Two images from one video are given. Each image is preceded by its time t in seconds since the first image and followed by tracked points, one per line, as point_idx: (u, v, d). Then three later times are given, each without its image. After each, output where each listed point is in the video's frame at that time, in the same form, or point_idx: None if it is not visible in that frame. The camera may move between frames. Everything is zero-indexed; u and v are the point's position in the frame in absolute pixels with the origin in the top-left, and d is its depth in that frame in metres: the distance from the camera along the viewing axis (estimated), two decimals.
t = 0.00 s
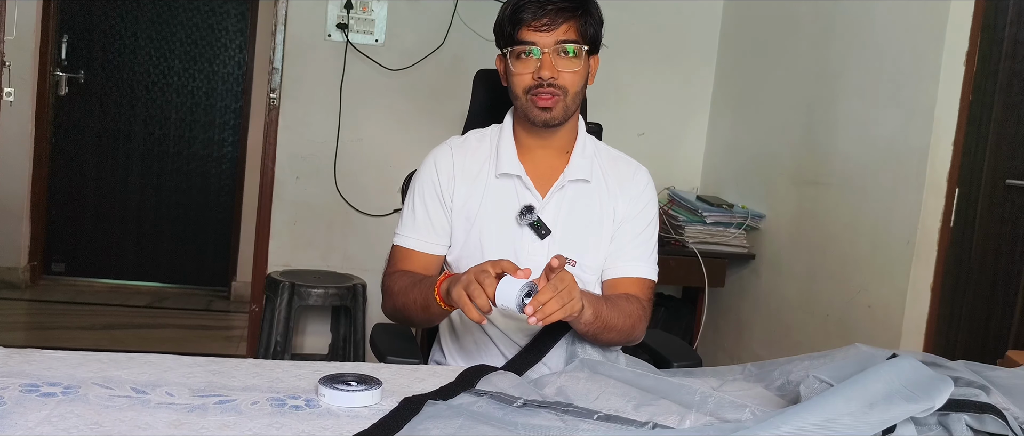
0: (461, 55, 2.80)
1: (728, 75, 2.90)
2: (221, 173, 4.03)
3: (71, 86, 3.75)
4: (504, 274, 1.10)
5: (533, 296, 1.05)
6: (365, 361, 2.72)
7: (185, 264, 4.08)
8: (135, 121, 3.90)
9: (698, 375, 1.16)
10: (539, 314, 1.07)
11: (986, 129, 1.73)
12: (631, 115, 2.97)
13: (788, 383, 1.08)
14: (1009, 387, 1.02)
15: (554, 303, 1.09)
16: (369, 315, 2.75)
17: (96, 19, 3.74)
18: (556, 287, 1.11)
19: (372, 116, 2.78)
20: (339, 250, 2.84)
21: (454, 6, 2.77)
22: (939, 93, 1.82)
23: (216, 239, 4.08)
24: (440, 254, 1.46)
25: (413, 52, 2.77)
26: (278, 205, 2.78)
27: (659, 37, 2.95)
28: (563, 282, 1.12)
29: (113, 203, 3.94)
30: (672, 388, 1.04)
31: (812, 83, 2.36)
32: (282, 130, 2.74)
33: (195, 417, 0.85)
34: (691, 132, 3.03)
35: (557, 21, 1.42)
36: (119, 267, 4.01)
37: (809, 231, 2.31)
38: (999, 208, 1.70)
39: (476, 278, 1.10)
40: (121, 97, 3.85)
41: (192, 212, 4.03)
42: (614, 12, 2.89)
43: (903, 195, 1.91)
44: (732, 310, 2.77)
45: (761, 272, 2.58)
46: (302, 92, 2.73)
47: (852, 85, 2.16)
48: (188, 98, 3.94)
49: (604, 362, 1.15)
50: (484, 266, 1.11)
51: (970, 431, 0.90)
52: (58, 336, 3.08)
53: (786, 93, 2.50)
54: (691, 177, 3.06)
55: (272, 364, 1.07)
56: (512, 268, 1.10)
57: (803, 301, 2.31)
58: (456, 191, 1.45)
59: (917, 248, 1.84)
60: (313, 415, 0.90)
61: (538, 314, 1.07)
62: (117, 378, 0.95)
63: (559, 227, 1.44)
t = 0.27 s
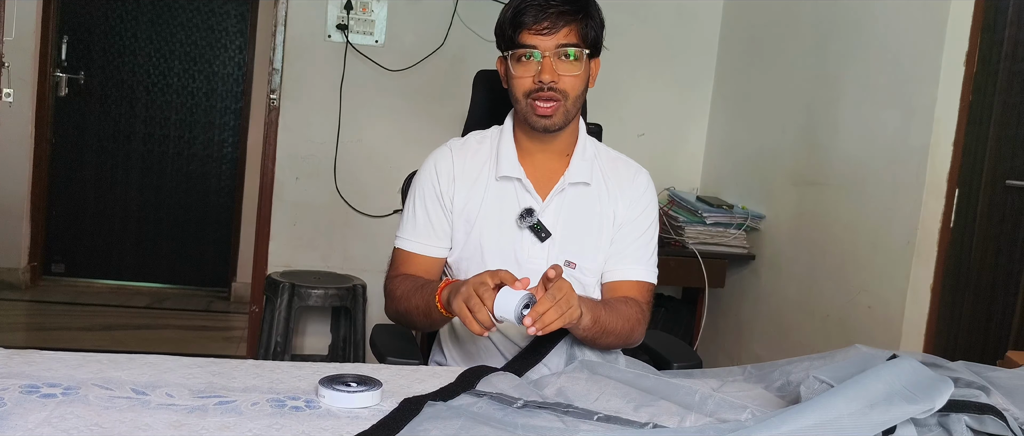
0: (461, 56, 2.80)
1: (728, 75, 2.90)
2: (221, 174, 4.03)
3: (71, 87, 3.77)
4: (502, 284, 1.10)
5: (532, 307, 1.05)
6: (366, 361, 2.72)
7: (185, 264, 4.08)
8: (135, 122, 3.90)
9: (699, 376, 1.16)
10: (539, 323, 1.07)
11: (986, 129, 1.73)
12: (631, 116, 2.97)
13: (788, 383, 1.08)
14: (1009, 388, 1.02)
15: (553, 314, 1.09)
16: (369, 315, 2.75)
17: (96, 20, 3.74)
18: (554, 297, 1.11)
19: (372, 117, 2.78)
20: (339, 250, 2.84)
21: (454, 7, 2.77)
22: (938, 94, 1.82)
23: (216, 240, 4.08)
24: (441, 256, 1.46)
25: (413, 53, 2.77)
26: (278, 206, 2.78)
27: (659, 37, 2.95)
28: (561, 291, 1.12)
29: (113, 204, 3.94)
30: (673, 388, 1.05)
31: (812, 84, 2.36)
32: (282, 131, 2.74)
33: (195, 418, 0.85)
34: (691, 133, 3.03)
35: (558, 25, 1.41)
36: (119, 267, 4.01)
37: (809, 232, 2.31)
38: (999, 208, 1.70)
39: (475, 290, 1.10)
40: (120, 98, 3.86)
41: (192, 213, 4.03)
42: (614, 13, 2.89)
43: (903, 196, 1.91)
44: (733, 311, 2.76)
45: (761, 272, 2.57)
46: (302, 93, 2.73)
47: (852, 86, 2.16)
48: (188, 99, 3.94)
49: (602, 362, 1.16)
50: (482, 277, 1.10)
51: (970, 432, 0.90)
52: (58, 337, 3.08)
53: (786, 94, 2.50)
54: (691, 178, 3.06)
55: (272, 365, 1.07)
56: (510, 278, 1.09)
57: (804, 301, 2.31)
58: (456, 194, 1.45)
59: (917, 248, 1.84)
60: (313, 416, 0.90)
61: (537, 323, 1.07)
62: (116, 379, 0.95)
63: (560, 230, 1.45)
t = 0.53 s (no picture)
0: (461, 57, 2.80)
1: (728, 76, 2.90)
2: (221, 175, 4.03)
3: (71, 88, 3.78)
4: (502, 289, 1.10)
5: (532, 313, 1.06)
6: (366, 363, 2.72)
7: (185, 266, 4.08)
8: (135, 123, 3.90)
9: (698, 377, 1.16)
10: (539, 328, 1.07)
11: (986, 130, 1.73)
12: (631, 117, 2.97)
13: (788, 385, 1.08)
14: (1008, 390, 1.02)
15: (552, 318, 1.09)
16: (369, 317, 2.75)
17: (96, 22, 3.75)
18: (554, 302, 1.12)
19: (372, 118, 2.78)
20: (339, 252, 2.84)
21: (454, 8, 2.77)
22: (938, 96, 1.82)
23: (216, 241, 4.08)
24: (443, 259, 1.47)
25: (413, 54, 2.77)
26: (278, 207, 2.78)
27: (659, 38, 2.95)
28: (561, 297, 1.13)
29: (113, 205, 3.94)
30: (673, 390, 1.05)
31: (812, 85, 2.36)
32: (282, 133, 2.74)
33: (195, 420, 0.85)
34: (691, 134, 3.03)
35: (558, 29, 1.41)
36: (119, 269, 4.01)
37: (809, 233, 2.31)
38: (999, 209, 1.70)
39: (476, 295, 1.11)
40: (120, 99, 3.86)
41: (192, 214, 4.03)
42: (614, 14, 2.89)
43: (903, 197, 1.91)
44: (733, 312, 2.76)
45: (761, 273, 2.58)
46: (302, 94, 2.73)
47: (852, 87, 2.16)
48: (188, 100, 3.94)
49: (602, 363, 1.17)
50: (482, 281, 1.11)
51: (970, 433, 0.90)
52: (58, 339, 3.08)
53: (786, 95, 2.50)
54: (691, 179, 3.06)
55: (272, 367, 1.07)
56: (510, 283, 1.10)
57: (804, 303, 2.31)
58: (456, 196, 1.45)
59: (917, 249, 1.84)
60: (312, 418, 0.90)
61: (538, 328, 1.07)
62: (116, 381, 0.95)
63: (560, 232, 1.45)
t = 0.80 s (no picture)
0: (461, 58, 2.80)
1: (728, 77, 2.90)
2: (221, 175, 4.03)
3: (71, 89, 3.78)
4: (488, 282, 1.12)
5: (528, 334, 1.05)
6: (365, 363, 2.72)
7: (185, 266, 4.08)
8: (135, 124, 3.90)
9: (698, 378, 1.16)
10: (537, 350, 1.06)
11: (986, 131, 1.73)
12: (631, 118, 2.97)
13: (789, 386, 1.08)
14: (1010, 391, 1.02)
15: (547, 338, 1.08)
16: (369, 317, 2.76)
17: (96, 22, 3.75)
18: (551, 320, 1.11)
19: (372, 119, 2.78)
20: (339, 252, 2.84)
21: (454, 9, 2.77)
22: (939, 97, 1.82)
23: (216, 242, 4.08)
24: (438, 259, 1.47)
25: (413, 55, 2.77)
26: (278, 207, 2.78)
27: (658, 39, 2.95)
28: (558, 316, 1.12)
29: (113, 206, 3.94)
30: (673, 391, 1.05)
31: (812, 85, 2.36)
32: (282, 133, 2.74)
33: (195, 422, 0.85)
34: (691, 135, 3.03)
35: (555, 39, 1.38)
36: (119, 269, 4.01)
37: (809, 235, 2.31)
38: (1000, 210, 1.70)
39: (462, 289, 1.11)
40: (121, 100, 3.86)
41: (192, 215, 4.03)
42: (614, 15, 2.89)
43: (903, 198, 1.91)
44: (733, 313, 2.76)
45: (761, 274, 2.58)
46: (302, 95, 2.73)
47: (852, 88, 2.16)
48: (188, 101, 3.94)
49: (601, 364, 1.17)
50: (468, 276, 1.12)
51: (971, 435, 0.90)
52: (58, 339, 3.08)
53: (786, 96, 2.50)
54: (691, 179, 3.06)
55: (273, 368, 1.07)
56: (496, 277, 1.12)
57: (804, 303, 2.31)
58: (456, 196, 1.45)
59: (917, 250, 1.84)
60: (313, 419, 0.90)
61: (536, 349, 1.06)
62: (117, 382, 0.95)
63: (559, 234, 1.45)
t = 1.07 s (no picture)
0: (461, 58, 2.80)
1: (728, 77, 2.90)
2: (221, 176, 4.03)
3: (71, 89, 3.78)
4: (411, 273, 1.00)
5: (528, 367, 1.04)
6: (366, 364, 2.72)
7: (185, 267, 4.08)
8: (136, 124, 3.90)
9: (698, 378, 1.16)
10: (542, 379, 1.04)
11: (987, 132, 1.73)
12: (631, 118, 2.97)
13: (789, 386, 1.08)
14: (1010, 391, 1.02)
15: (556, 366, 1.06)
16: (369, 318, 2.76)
17: (96, 22, 3.75)
18: (555, 345, 1.09)
19: (372, 119, 2.78)
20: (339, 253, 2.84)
21: (454, 9, 2.77)
22: (939, 97, 1.82)
23: (217, 242, 4.08)
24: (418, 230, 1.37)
25: (414, 55, 2.77)
26: (278, 208, 2.78)
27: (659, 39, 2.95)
28: (559, 344, 1.10)
29: (113, 206, 3.94)
30: (673, 391, 1.04)
31: (812, 86, 2.36)
32: (282, 133, 2.74)
33: (196, 422, 0.85)
34: (692, 135, 3.03)
35: (563, 48, 1.39)
36: (119, 269, 4.01)
37: (809, 236, 2.31)
38: (1000, 210, 1.70)
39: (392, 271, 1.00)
40: (121, 100, 3.86)
41: (193, 215, 4.03)
42: (615, 16, 2.89)
43: (903, 199, 1.91)
44: (733, 314, 2.76)
45: (762, 274, 2.58)
46: (303, 95, 2.73)
47: (852, 89, 2.16)
48: (188, 101, 3.95)
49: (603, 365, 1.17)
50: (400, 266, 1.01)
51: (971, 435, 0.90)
52: (58, 340, 3.08)
53: (787, 96, 2.50)
54: (691, 179, 3.06)
55: (273, 368, 1.07)
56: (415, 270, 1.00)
57: (804, 304, 2.31)
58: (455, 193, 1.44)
59: (917, 250, 1.84)
60: (313, 419, 0.90)
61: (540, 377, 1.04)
62: (117, 383, 0.95)
63: (556, 237, 1.45)
